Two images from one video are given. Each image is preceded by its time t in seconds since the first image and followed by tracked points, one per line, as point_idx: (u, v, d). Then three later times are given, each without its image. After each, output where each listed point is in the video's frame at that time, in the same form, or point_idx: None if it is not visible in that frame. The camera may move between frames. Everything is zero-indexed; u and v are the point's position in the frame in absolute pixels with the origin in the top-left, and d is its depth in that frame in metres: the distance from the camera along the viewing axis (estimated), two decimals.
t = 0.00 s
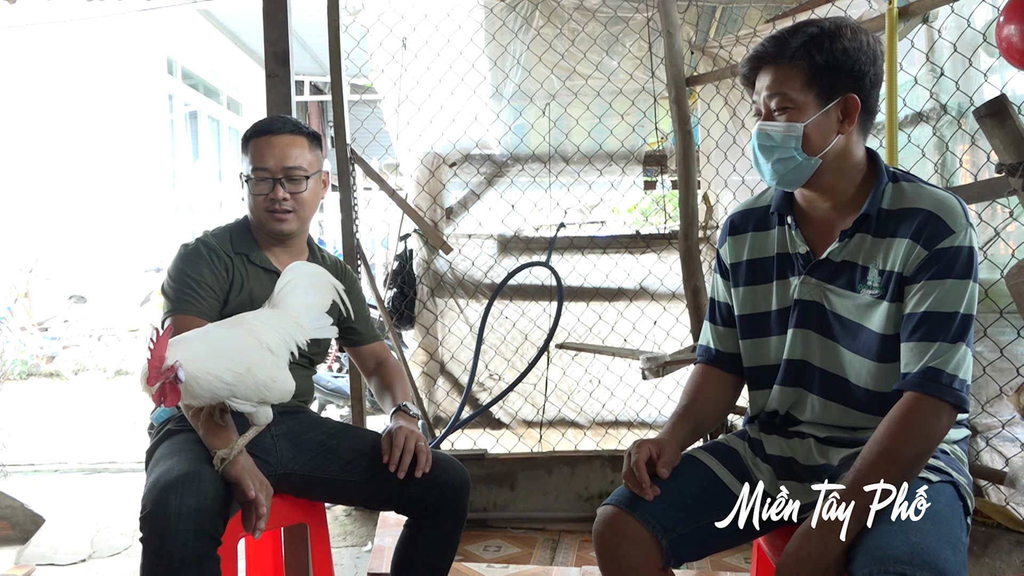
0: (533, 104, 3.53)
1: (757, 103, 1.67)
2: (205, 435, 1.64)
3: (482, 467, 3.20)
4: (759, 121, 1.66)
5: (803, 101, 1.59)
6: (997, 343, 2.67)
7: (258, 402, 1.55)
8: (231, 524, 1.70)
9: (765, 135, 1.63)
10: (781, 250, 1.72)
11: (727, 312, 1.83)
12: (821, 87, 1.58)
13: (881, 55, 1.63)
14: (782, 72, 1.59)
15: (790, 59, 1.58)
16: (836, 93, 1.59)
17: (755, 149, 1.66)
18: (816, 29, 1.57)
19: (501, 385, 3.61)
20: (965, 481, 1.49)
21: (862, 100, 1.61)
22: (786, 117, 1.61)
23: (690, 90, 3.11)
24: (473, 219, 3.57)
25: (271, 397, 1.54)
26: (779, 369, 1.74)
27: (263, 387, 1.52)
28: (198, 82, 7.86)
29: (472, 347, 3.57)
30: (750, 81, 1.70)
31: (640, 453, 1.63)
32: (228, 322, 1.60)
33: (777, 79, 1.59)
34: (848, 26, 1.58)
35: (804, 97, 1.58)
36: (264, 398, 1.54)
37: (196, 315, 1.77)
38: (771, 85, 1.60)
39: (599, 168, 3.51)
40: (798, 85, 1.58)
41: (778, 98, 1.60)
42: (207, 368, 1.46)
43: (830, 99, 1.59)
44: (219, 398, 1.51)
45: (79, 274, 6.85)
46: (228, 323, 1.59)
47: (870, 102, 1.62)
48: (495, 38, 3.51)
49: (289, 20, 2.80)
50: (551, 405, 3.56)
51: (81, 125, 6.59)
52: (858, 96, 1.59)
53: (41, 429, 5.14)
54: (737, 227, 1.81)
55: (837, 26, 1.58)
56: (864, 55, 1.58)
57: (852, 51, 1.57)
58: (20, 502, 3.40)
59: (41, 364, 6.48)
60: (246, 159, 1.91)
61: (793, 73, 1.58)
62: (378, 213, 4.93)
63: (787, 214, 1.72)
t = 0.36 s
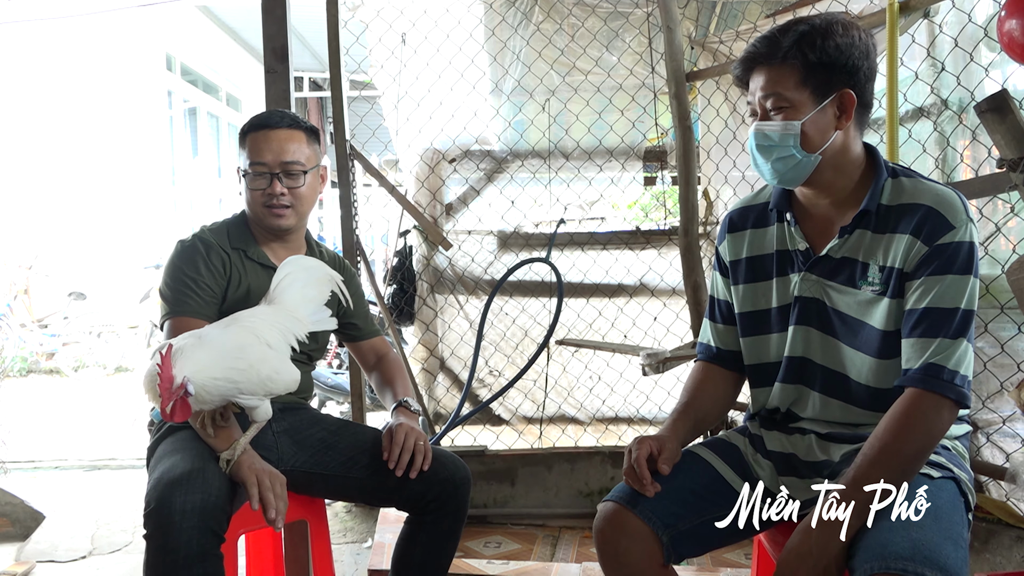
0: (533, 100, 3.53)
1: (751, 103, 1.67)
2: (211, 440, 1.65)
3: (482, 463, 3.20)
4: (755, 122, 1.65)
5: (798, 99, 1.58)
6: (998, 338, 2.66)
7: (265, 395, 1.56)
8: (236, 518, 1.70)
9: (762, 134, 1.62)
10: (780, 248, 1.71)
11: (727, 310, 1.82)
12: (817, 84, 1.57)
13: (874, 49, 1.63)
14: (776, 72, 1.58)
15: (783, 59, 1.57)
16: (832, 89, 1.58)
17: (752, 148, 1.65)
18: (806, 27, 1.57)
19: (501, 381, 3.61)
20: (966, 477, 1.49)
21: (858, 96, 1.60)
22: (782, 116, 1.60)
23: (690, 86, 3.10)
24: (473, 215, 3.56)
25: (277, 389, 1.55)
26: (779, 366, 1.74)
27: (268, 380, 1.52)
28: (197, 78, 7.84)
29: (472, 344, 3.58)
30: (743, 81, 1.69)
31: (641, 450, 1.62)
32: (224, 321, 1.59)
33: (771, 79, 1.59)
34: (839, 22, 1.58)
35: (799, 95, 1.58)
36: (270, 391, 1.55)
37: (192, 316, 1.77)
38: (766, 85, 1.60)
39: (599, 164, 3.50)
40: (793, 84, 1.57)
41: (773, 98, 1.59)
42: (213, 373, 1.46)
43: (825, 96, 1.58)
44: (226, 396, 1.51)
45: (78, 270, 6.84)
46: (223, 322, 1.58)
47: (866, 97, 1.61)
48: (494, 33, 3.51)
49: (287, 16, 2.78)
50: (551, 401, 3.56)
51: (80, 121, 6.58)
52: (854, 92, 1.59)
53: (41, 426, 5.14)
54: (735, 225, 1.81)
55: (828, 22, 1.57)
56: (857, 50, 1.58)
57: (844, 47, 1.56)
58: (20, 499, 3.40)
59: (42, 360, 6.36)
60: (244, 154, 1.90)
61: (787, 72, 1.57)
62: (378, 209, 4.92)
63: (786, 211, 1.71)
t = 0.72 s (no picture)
0: (528, 97, 3.52)
1: (742, 101, 1.66)
2: (208, 443, 1.65)
3: (480, 462, 3.20)
4: (746, 119, 1.65)
5: (789, 97, 1.58)
6: (993, 334, 2.67)
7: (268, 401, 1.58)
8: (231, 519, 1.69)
9: (754, 132, 1.61)
10: (773, 245, 1.72)
11: (721, 308, 1.83)
12: (808, 81, 1.57)
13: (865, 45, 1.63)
14: (766, 69, 1.58)
15: (773, 56, 1.57)
16: (822, 86, 1.58)
17: (744, 146, 1.65)
18: (796, 24, 1.57)
19: (498, 380, 3.61)
20: (961, 472, 1.49)
21: (849, 92, 1.60)
22: (773, 114, 1.60)
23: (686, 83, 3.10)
24: (469, 213, 3.56)
25: (280, 396, 1.58)
26: (773, 364, 1.74)
27: (273, 387, 1.55)
28: (192, 78, 7.82)
29: (468, 342, 3.58)
30: (734, 79, 1.69)
31: (636, 447, 1.62)
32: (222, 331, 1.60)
33: (762, 77, 1.58)
34: (828, 19, 1.58)
35: (790, 93, 1.58)
36: (274, 397, 1.57)
37: (184, 317, 1.77)
38: (756, 83, 1.59)
39: (595, 162, 3.50)
40: (783, 81, 1.57)
41: (764, 96, 1.59)
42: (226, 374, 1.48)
43: (816, 93, 1.58)
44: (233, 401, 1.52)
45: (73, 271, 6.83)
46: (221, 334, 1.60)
47: (856, 93, 1.61)
48: (489, 32, 3.51)
49: (281, 15, 2.78)
50: (548, 399, 3.56)
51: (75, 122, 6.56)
52: (845, 88, 1.59)
53: (38, 427, 5.12)
54: (728, 223, 1.81)
55: (817, 19, 1.57)
56: (847, 47, 1.58)
57: (834, 43, 1.56)
58: (16, 500, 3.39)
59: (36, 363, 6.47)
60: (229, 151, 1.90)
61: (778, 70, 1.57)
62: (374, 208, 4.91)
63: (778, 208, 1.71)
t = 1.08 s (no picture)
0: (525, 97, 3.53)
1: (738, 100, 1.66)
2: (203, 445, 1.64)
3: (477, 462, 3.20)
4: (743, 118, 1.65)
5: (785, 96, 1.58)
6: (990, 333, 2.67)
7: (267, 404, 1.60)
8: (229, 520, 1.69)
9: (750, 131, 1.61)
10: (770, 245, 1.71)
11: (718, 308, 1.83)
12: (804, 80, 1.57)
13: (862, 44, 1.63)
14: (762, 68, 1.58)
15: (770, 56, 1.57)
16: (819, 85, 1.58)
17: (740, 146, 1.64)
18: (793, 23, 1.57)
19: (495, 380, 3.61)
20: (958, 472, 1.49)
21: (846, 91, 1.60)
22: (769, 113, 1.59)
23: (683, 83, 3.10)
24: (466, 213, 3.55)
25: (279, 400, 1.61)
26: (771, 364, 1.73)
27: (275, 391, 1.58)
28: (189, 78, 7.81)
29: (465, 343, 3.58)
30: (730, 78, 1.68)
31: (633, 447, 1.62)
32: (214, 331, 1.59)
33: (758, 76, 1.58)
34: (825, 18, 1.58)
35: (786, 92, 1.57)
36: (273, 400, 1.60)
37: (174, 321, 1.77)
38: (753, 82, 1.59)
39: (592, 162, 3.48)
40: (780, 80, 1.57)
41: (760, 95, 1.59)
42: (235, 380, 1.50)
43: (813, 92, 1.58)
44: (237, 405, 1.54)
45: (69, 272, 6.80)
46: (210, 334, 1.59)
47: (853, 92, 1.61)
48: (486, 31, 3.51)
49: (278, 15, 2.77)
50: (545, 399, 3.56)
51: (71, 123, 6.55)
52: (841, 87, 1.59)
53: (33, 428, 5.11)
54: (725, 223, 1.81)
55: (814, 18, 1.57)
56: (843, 46, 1.58)
57: (830, 42, 1.56)
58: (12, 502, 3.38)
59: (32, 364, 6.41)
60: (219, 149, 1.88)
61: (774, 69, 1.57)
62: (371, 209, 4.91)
63: (775, 208, 1.71)
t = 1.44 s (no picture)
0: (521, 97, 3.51)
1: (734, 101, 1.66)
2: (198, 447, 1.63)
3: (473, 462, 3.19)
4: (739, 120, 1.65)
5: (782, 98, 1.58)
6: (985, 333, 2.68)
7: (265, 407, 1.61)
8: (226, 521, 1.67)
9: (747, 133, 1.60)
10: (766, 246, 1.71)
11: (713, 308, 1.82)
12: (800, 81, 1.57)
13: (857, 45, 1.63)
14: (758, 70, 1.58)
15: (765, 57, 1.57)
16: (815, 86, 1.58)
17: (736, 146, 1.64)
18: (788, 24, 1.56)
19: (491, 380, 3.61)
20: (954, 472, 1.49)
21: (842, 92, 1.60)
22: (766, 115, 1.59)
23: (678, 83, 3.10)
24: (461, 214, 3.55)
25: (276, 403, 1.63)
26: (766, 364, 1.73)
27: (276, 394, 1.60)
28: (184, 78, 7.78)
29: (461, 343, 3.58)
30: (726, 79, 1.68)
31: (629, 449, 1.61)
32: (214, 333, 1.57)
33: (754, 77, 1.58)
34: (820, 18, 1.57)
35: (782, 93, 1.57)
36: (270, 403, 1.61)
37: (166, 324, 1.77)
38: (749, 84, 1.59)
39: (587, 162, 3.50)
40: (776, 82, 1.57)
41: (757, 97, 1.59)
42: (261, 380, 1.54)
43: (808, 93, 1.58)
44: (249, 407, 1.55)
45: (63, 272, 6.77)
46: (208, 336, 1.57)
47: (849, 93, 1.61)
48: (481, 32, 3.49)
49: (273, 15, 2.76)
50: (541, 400, 3.56)
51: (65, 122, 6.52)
52: (837, 89, 1.59)
53: (27, 429, 5.08)
54: (721, 223, 1.81)
55: (809, 18, 1.57)
56: (839, 47, 1.57)
57: (826, 43, 1.56)
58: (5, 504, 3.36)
59: (28, 362, 6.29)
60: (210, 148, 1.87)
61: (769, 71, 1.57)
62: (366, 209, 4.89)
63: (771, 209, 1.71)
